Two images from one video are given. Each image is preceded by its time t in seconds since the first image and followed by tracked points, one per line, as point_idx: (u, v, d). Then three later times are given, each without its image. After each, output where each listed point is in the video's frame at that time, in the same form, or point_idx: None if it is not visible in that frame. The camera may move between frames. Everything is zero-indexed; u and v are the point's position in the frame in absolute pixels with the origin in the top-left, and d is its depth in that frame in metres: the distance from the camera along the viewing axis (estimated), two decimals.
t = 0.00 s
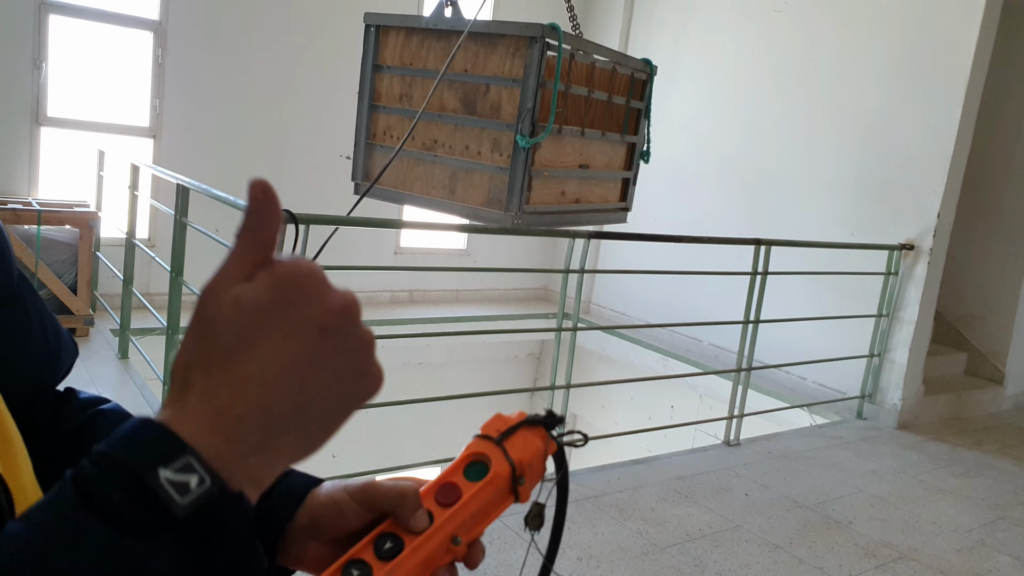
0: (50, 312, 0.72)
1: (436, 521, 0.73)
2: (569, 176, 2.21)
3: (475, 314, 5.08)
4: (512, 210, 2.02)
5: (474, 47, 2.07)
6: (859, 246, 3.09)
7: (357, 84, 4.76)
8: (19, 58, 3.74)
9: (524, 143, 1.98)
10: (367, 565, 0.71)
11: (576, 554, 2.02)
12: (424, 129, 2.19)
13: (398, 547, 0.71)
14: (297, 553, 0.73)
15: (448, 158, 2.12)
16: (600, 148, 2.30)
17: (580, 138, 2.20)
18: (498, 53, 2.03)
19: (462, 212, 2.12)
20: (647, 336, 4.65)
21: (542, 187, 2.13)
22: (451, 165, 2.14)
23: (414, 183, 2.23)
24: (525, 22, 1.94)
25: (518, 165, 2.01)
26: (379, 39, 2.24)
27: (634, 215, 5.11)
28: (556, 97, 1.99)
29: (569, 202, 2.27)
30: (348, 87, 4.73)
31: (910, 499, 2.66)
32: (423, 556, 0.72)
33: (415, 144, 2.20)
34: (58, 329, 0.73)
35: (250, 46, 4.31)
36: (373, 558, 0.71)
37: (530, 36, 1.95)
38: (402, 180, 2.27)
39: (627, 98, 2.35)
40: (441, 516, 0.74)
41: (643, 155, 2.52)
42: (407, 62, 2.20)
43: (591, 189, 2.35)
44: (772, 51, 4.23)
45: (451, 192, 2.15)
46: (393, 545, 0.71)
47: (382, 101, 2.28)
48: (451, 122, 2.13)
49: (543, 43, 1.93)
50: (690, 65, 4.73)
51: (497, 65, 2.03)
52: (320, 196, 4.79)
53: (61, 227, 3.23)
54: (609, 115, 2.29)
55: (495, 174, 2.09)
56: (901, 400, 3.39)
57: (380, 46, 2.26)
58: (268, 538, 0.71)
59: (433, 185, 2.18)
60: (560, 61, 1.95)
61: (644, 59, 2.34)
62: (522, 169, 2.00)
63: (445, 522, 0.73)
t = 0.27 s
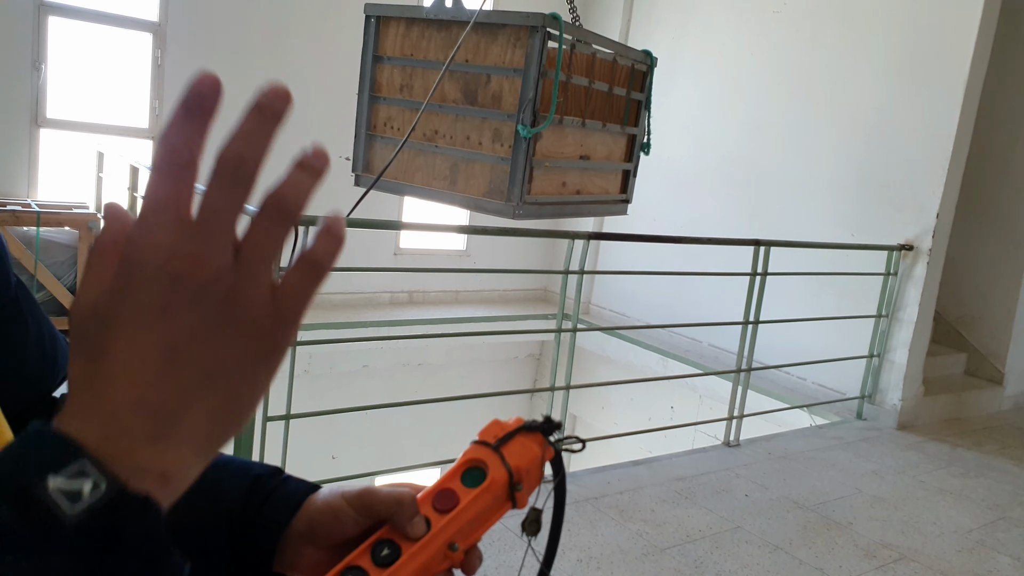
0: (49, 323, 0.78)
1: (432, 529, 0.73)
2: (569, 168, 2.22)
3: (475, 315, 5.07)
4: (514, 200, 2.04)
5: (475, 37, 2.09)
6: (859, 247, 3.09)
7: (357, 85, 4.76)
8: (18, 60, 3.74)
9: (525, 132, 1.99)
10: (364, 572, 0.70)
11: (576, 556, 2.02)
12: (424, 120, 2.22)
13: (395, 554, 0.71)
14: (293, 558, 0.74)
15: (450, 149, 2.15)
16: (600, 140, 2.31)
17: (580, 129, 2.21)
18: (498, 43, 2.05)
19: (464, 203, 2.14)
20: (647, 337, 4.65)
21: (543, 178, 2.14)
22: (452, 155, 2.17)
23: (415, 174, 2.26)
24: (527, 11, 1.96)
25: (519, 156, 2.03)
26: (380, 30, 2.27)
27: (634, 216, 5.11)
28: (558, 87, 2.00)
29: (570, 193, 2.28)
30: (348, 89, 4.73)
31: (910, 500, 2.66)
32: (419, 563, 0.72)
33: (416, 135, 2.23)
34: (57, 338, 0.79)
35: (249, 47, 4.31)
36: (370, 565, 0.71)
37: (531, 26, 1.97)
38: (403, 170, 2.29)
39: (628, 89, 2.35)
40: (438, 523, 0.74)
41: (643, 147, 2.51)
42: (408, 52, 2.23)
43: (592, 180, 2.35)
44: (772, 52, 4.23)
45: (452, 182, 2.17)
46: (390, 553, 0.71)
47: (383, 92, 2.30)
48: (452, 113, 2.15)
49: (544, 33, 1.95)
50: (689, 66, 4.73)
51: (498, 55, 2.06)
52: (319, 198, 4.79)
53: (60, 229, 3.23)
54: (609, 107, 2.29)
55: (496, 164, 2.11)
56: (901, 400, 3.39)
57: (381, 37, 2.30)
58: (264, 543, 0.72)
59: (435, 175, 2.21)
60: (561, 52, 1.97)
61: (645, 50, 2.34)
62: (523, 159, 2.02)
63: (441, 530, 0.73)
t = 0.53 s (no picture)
0: (66, 329, 0.79)
1: (445, 545, 0.69)
2: (571, 158, 2.22)
3: (475, 316, 5.07)
4: (515, 189, 2.05)
5: (476, 26, 2.09)
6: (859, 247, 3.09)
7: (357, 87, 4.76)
8: (19, 62, 3.75)
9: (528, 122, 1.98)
10: None
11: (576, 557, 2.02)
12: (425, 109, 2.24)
13: (407, 570, 0.67)
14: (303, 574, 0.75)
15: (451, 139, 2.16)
16: (601, 131, 2.32)
17: (582, 119, 2.21)
18: (500, 32, 2.06)
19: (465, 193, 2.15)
20: (648, 338, 4.64)
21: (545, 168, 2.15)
22: (453, 145, 2.18)
23: (416, 164, 2.27)
24: None
25: (521, 145, 2.03)
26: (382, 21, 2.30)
27: (634, 216, 5.11)
28: (560, 77, 2.00)
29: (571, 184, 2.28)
30: (348, 90, 4.74)
31: (912, 501, 2.66)
32: None
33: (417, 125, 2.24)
34: (73, 345, 0.80)
35: (250, 49, 4.32)
36: None
37: (533, 15, 1.97)
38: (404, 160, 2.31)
39: (628, 80, 2.35)
40: (451, 538, 0.69)
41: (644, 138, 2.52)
42: (410, 43, 2.25)
43: (593, 171, 2.35)
44: (771, 52, 4.23)
45: (454, 172, 2.19)
46: (402, 568, 0.67)
47: (385, 82, 2.33)
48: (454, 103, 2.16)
49: (546, 22, 1.95)
50: (689, 66, 4.73)
51: (499, 45, 2.06)
52: (320, 199, 4.79)
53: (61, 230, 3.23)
54: (610, 98, 2.30)
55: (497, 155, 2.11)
56: (903, 402, 3.39)
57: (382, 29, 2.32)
58: (273, 555, 0.74)
59: (436, 166, 2.22)
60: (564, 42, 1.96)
61: (646, 42, 2.34)
62: (525, 149, 2.02)
63: (455, 545, 0.69)
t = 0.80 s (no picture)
0: (75, 330, 0.80)
1: (456, 552, 0.71)
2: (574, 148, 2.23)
3: (477, 315, 5.09)
4: (518, 179, 2.07)
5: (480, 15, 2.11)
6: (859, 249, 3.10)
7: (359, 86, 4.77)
8: (21, 61, 3.75)
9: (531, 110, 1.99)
10: None
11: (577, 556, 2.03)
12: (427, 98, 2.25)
13: None
14: None
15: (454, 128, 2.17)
16: (604, 122, 2.33)
17: (586, 109, 2.21)
18: (504, 21, 2.07)
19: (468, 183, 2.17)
20: (649, 339, 4.65)
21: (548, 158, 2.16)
22: (456, 134, 2.19)
23: (419, 152, 2.29)
24: None
25: (525, 135, 2.04)
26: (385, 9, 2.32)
27: (635, 217, 5.12)
28: (564, 66, 2.01)
29: (574, 174, 2.30)
30: (350, 89, 4.74)
31: (911, 501, 2.67)
32: None
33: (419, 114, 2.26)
34: (82, 346, 0.81)
35: (252, 48, 4.32)
36: None
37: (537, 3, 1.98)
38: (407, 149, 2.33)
39: (631, 72, 2.36)
40: (461, 546, 0.71)
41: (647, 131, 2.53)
42: (413, 32, 2.26)
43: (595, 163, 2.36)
44: (773, 53, 4.24)
45: (457, 162, 2.20)
46: None
47: (388, 71, 2.35)
48: (457, 92, 2.17)
49: (551, 11, 1.96)
50: (690, 68, 4.74)
51: (503, 34, 2.07)
52: (321, 198, 4.80)
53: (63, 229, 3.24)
54: (613, 89, 2.31)
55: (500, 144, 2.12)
56: (902, 402, 3.40)
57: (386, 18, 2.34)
58: (281, 560, 0.74)
59: (439, 155, 2.23)
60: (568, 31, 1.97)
61: (650, 33, 2.35)
62: (528, 139, 2.03)
63: (465, 553, 0.71)
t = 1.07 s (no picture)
0: (75, 334, 0.80)
1: (458, 555, 0.71)
2: (576, 139, 2.23)
3: (476, 315, 5.08)
4: (521, 167, 2.07)
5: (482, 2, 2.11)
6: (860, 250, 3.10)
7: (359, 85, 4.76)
8: (21, 59, 3.74)
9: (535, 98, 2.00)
10: None
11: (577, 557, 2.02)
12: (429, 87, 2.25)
13: None
14: None
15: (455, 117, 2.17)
16: (606, 113, 2.33)
17: (587, 99, 2.22)
18: (507, 9, 2.08)
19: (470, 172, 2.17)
20: (649, 339, 4.64)
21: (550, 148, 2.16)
22: (458, 123, 2.18)
23: (420, 141, 2.29)
24: None
25: (528, 123, 2.05)
26: None
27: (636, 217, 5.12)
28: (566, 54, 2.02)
29: (576, 164, 2.30)
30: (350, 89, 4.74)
31: (911, 503, 2.67)
32: None
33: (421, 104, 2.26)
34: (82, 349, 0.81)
35: (251, 47, 4.31)
36: None
37: None
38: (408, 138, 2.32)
39: (633, 63, 2.36)
40: (464, 548, 0.71)
41: (648, 123, 2.53)
42: (415, 21, 2.26)
43: (597, 153, 2.37)
44: (774, 54, 4.23)
45: (458, 151, 2.20)
46: None
47: (389, 61, 2.34)
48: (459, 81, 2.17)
49: None
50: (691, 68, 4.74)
51: (506, 22, 2.08)
52: (321, 198, 4.80)
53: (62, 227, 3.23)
54: (614, 79, 2.31)
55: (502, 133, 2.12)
56: (902, 404, 3.40)
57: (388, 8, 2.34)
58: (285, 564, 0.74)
59: (440, 145, 2.23)
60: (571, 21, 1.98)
61: (652, 24, 2.36)
62: (531, 128, 2.04)
63: (468, 556, 0.70)
